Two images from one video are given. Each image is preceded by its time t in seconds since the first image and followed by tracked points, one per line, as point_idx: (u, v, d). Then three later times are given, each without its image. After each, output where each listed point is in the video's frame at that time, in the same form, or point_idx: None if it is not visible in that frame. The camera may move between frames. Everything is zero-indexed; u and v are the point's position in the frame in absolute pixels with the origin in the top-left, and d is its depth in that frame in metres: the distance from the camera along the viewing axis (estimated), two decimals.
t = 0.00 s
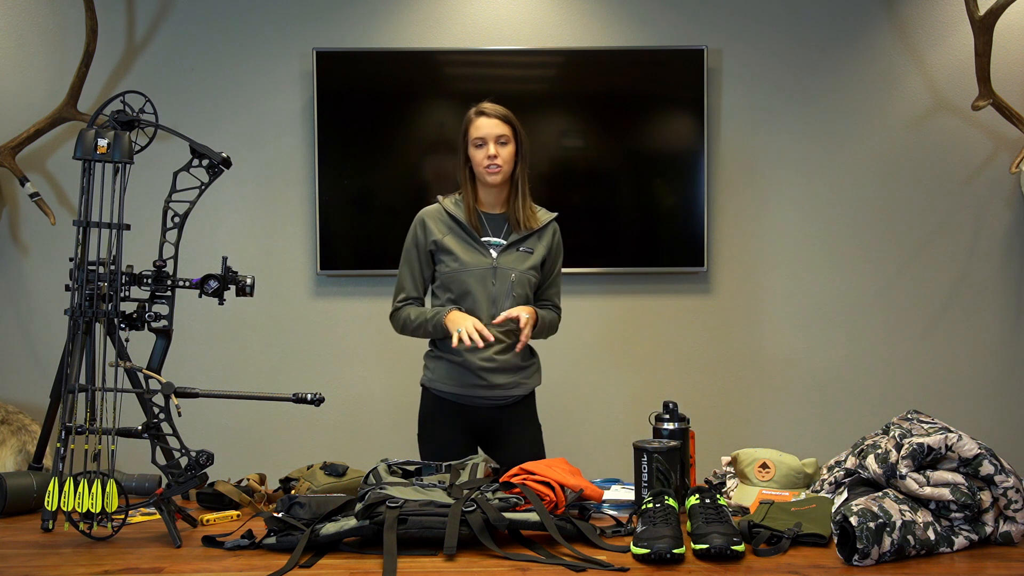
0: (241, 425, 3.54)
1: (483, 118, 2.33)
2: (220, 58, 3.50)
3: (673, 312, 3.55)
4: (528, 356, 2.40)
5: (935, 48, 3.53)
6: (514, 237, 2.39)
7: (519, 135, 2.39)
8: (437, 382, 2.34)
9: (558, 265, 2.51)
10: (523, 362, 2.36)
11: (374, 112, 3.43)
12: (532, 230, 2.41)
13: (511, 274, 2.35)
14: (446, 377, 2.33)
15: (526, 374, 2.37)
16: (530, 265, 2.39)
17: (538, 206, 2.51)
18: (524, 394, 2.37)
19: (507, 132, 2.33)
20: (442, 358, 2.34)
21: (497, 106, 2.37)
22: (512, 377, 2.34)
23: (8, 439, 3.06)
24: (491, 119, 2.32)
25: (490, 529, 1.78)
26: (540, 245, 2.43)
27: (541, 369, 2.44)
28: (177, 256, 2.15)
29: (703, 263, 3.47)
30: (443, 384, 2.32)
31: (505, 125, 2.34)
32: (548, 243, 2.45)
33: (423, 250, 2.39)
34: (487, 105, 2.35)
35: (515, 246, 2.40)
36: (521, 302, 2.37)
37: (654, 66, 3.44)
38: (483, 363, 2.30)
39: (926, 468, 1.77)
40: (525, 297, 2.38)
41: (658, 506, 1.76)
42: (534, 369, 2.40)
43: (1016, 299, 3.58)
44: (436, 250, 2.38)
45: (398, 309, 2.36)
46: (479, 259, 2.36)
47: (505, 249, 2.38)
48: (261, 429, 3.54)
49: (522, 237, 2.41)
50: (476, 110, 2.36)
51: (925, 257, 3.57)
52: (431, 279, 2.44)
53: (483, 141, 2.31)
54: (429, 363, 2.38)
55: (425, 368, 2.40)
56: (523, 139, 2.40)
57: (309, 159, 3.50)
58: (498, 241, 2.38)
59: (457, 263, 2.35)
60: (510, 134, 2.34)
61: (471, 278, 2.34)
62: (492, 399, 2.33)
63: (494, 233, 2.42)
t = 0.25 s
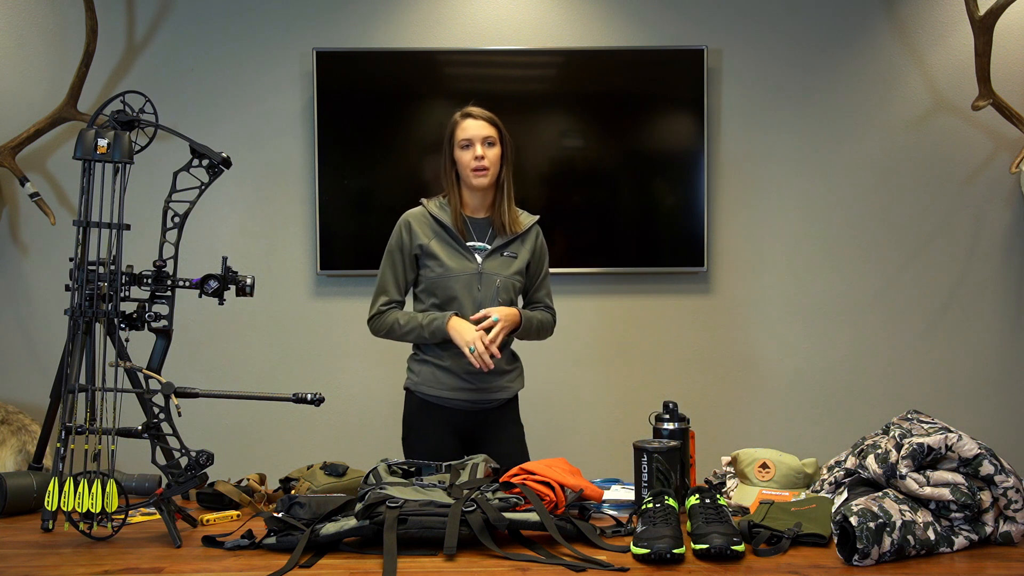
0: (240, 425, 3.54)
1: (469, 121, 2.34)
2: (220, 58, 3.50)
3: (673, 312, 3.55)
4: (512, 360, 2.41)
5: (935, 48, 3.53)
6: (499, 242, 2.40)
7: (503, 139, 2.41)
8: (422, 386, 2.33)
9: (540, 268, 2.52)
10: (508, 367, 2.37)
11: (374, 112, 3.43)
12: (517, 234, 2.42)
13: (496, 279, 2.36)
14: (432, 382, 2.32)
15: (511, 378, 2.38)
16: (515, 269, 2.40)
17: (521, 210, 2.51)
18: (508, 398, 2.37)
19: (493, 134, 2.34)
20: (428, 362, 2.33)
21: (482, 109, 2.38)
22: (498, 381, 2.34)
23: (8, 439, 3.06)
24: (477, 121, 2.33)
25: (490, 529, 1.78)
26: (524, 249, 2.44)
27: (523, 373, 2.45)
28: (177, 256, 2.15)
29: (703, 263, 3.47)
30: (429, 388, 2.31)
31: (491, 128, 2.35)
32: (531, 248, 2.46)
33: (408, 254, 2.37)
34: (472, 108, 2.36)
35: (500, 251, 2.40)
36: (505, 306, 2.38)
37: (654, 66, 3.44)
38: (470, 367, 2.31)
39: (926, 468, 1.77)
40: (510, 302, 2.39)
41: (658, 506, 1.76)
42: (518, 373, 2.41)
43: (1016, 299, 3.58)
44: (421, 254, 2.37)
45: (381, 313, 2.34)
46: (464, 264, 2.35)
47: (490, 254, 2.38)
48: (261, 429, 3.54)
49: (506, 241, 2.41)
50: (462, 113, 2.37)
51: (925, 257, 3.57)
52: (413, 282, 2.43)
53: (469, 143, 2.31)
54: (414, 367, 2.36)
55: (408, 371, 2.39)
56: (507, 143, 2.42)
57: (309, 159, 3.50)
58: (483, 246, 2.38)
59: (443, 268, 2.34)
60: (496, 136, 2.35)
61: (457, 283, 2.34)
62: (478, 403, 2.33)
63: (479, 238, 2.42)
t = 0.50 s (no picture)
0: (240, 425, 3.54)
1: (458, 123, 2.34)
2: (220, 58, 3.50)
3: (673, 312, 3.55)
4: (507, 361, 2.41)
5: (936, 48, 3.53)
6: (491, 242, 2.40)
7: (494, 140, 2.41)
8: (418, 387, 2.32)
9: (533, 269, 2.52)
10: (504, 368, 2.37)
11: (375, 112, 3.42)
12: (509, 235, 2.42)
13: (489, 279, 2.36)
14: (428, 383, 2.31)
15: (507, 379, 2.38)
16: (508, 269, 2.40)
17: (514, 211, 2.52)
18: (503, 399, 2.37)
19: (483, 136, 2.34)
20: (423, 362, 2.33)
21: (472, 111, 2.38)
22: (493, 383, 2.34)
23: (8, 439, 3.06)
24: (466, 124, 2.33)
25: (490, 529, 1.78)
26: (517, 249, 2.44)
27: (518, 375, 2.45)
28: (177, 256, 2.15)
29: (703, 263, 3.47)
30: (424, 389, 2.31)
31: (480, 130, 2.35)
32: (524, 248, 2.47)
33: (400, 256, 2.37)
34: (462, 110, 2.36)
35: (493, 251, 2.40)
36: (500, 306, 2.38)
37: (654, 66, 3.44)
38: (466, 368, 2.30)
39: (926, 468, 1.77)
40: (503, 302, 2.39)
41: (658, 506, 1.76)
42: (513, 375, 2.41)
43: (1016, 299, 3.58)
44: (413, 256, 2.37)
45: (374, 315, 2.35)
46: (457, 264, 2.35)
47: (483, 254, 2.38)
48: (261, 429, 3.54)
49: (499, 241, 2.41)
50: (451, 115, 2.36)
51: (925, 257, 3.57)
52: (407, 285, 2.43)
53: (458, 146, 2.31)
54: (409, 368, 2.36)
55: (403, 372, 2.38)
56: (497, 144, 2.41)
57: (309, 159, 3.51)
58: (476, 247, 2.38)
59: (436, 268, 2.34)
60: (486, 138, 2.35)
61: (451, 283, 2.33)
62: (473, 404, 2.32)
63: (471, 238, 2.42)
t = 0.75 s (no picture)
0: (240, 425, 3.54)
1: (456, 127, 2.34)
2: (220, 58, 3.50)
3: (673, 312, 3.55)
4: (508, 365, 2.40)
5: (936, 48, 3.53)
6: (490, 244, 2.40)
7: (493, 144, 2.40)
8: (418, 390, 2.32)
9: (531, 272, 2.52)
10: (505, 372, 2.36)
11: (375, 112, 3.42)
12: (508, 237, 2.42)
13: (489, 280, 2.35)
14: (428, 385, 2.31)
15: (508, 384, 2.37)
16: (508, 270, 2.39)
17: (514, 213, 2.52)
18: (504, 404, 2.36)
19: (481, 141, 2.34)
20: (423, 365, 2.33)
21: (471, 114, 2.37)
22: (493, 387, 2.33)
23: (8, 439, 3.06)
24: (465, 128, 2.33)
25: (490, 529, 1.78)
26: (516, 251, 2.44)
27: (520, 380, 2.43)
28: (177, 256, 2.15)
29: (703, 263, 3.47)
30: (424, 391, 2.31)
31: (479, 135, 2.35)
32: (523, 250, 2.47)
33: (400, 260, 2.39)
34: (461, 113, 2.36)
35: (492, 252, 2.40)
36: (500, 307, 2.36)
37: (654, 66, 3.44)
38: (466, 371, 2.30)
39: (927, 468, 1.77)
40: (504, 303, 2.38)
41: (658, 506, 1.76)
42: (514, 380, 2.40)
43: (1016, 299, 3.57)
44: (412, 259, 2.38)
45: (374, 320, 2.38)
46: (456, 266, 2.35)
47: (482, 255, 2.37)
48: (261, 429, 3.54)
49: (498, 243, 2.41)
50: (450, 119, 2.37)
51: (925, 257, 3.57)
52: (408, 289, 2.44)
53: (456, 151, 2.32)
54: (410, 370, 2.36)
55: (403, 376, 2.39)
56: (497, 147, 2.41)
57: (309, 159, 3.50)
58: (475, 249, 2.38)
59: (435, 270, 2.34)
60: (484, 143, 2.35)
61: (450, 284, 2.33)
62: (474, 408, 2.31)
63: (470, 241, 2.43)
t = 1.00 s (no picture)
0: (240, 425, 3.54)
1: (455, 128, 2.34)
2: (220, 58, 3.50)
3: (673, 312, 3.55)
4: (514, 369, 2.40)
5: (936, 48, 3.53)
6: (492, 245, 2.40)
7: (492, 144, 2.41)
8: (420, 393, 2.32)
9: (535, 272, 2.52)
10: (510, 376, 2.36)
11: (375, 112, 3.42)
12: (510, 236, 2.42)
13: (491, 280, 2.35)
14: (430, 388, 2.31)
15: (512, 389, 2.36)
16: (510, 270, 2.39)
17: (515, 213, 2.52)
18: (508, 409, 2.35)
19: (480, 141, 2.34)
20: (426, 367, 2.33)
21: (470, 115, 2.38)
22: (497, 391, 2.33)
23: (8, 439, 3.06)
24: (464, 129, 2.33)
25: (490, 529, 1.78)
26: (519, 251, 2.44)
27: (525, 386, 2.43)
28: (177, 256, 2.15)
29: (703, 263, 3.47)
30: (427, 394, 2.31)
31: (478, 135, 2.35)
32: (526, 250, 2.46)
33: (400, 264, 2.39)
34: (459, 114, 2.36)
35: (494, 252, 2.40)
36: (503, 307, 2.36)
37: (654, 66, 3.44)
38: (469, 374, 2.30)
39: (926, 468, 1.77)
40: (507, 303, 2.37)
41: (658, 506, 1.76)
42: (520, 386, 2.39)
43: (1016, 299, 3.57)
44: (413, 262, 2.38)
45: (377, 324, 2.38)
46: (458, 267, 2.35)
47: (483, 255, 2.37)
48: (261, 429, 3.54)
49: (499, 243, 2.41)
50: (449, 120, 2.37)
51: (925, 257, 3.57)
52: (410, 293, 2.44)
53: (456, 152, 2.32)
54: (413, 373, 2.36)
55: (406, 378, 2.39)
56: (496, 147, 2.41)
57: (309, 159, 3.51)
58: (477, 249, 2.38)
59: (436, 272, 2.34)
60: (483, 143, 2.35)
61: (452, 285, 2.33)
62: (476, 412, 2.31)
63: (471, 242, 2.43)
